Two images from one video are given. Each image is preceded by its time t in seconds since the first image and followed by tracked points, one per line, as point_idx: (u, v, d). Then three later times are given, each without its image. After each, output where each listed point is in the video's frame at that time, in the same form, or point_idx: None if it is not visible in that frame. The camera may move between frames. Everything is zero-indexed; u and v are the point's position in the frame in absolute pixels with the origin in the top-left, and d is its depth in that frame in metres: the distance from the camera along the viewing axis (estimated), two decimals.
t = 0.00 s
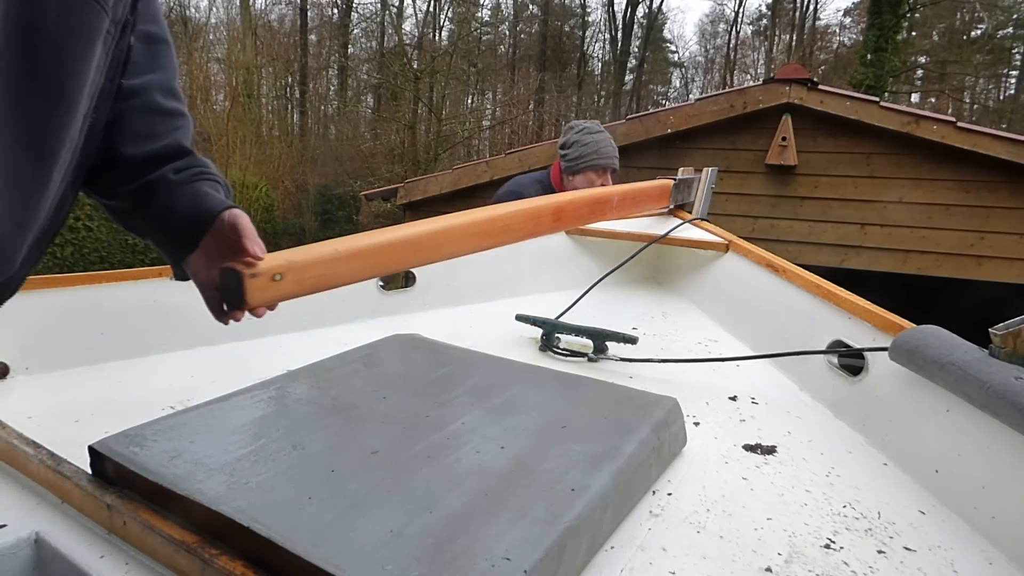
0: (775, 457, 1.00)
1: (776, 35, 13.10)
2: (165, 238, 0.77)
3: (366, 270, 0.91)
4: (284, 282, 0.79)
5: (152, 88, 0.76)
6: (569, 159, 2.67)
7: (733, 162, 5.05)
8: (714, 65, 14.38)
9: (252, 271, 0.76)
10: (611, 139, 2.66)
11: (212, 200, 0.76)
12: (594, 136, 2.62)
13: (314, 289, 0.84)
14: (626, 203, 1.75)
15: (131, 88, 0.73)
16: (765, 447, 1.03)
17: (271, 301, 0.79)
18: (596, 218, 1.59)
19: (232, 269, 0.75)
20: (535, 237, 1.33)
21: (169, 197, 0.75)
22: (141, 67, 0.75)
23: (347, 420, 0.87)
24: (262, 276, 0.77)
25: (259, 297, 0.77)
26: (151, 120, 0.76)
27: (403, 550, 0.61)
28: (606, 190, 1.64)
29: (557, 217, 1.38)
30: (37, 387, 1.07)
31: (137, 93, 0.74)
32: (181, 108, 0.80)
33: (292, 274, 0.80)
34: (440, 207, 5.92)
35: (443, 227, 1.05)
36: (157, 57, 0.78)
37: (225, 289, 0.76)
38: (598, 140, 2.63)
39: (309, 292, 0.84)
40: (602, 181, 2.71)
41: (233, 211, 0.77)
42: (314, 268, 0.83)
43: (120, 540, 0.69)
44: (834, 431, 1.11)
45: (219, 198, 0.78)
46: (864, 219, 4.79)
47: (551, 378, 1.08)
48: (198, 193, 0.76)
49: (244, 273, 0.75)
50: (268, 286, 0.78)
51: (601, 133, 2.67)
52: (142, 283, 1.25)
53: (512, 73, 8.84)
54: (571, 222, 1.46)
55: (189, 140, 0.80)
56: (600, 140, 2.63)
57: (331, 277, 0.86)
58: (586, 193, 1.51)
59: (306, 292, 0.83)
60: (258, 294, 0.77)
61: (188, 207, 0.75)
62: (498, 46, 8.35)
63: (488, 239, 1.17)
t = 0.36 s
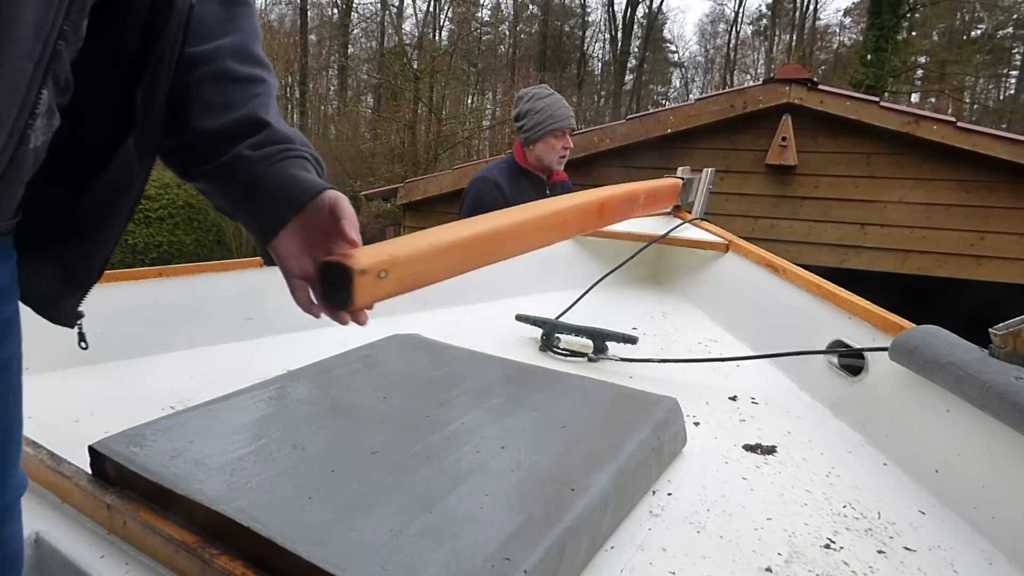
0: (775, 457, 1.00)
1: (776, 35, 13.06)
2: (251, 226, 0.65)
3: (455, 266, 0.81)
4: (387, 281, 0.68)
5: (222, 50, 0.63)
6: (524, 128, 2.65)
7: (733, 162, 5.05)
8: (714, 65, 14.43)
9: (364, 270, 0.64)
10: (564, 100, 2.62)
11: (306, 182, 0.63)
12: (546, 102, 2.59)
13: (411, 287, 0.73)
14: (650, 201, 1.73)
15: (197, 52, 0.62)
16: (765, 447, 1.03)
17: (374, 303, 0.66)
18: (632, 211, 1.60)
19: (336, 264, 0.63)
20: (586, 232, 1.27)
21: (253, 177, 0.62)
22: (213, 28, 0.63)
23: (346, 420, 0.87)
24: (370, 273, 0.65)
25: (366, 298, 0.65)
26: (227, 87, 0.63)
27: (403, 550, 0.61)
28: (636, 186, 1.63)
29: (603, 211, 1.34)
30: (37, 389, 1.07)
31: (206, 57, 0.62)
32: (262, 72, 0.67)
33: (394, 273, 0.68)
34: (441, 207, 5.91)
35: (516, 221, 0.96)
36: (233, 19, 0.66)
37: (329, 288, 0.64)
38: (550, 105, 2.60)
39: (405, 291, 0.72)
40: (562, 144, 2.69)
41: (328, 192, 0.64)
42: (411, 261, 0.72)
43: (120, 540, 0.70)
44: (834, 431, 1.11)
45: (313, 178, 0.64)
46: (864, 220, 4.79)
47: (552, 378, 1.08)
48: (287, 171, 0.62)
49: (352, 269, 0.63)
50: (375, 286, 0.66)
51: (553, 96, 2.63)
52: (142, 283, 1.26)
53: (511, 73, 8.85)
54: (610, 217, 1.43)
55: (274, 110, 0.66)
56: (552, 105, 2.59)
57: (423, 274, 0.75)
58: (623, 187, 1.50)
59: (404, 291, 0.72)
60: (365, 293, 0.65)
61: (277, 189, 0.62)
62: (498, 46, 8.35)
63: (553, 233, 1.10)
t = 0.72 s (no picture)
0: (775, 457, 1.00)
1: (776, 35, 13.05)
2: (325, 248, 0.63)
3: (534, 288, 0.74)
4: (476, 312, 0.61)
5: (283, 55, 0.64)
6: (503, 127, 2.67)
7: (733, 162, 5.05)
8: (714, 65, 14.45)
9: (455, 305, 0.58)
10: (542, 98, 2.61)
11: (380, 200, 0.62)
12: (523, 100, 2.59)
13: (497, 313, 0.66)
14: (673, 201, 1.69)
15: (256, 61, 0.63)
16: (765, 447, 1.03)
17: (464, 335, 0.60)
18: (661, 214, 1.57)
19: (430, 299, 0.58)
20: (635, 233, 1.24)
21: (326, 193, 0.61)
22: (271, 30, 0.65)
23: (346, 420, 0.87)
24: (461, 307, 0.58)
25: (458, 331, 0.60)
26: (289, 93, 0.63)
27: (403, 550, 0.61)
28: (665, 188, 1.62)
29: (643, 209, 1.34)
30: (37, 389, 1.07)
31: (270, 68, 0.63)
32: (321, 75, 0.67)
33: (484, 305, 0.62)
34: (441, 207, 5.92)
35: (581, 234, 0.89)
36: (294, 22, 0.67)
37: (417, 322, 0.58)
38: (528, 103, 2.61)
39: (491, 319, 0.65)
40: (544, 142, 2.69)
41: (404, 211, 0.63)
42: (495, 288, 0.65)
43: (120, 540, 0.70)
44: (834, 431, 1.11)
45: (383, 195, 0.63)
46: (864, 220, 4.79)
47: (553, 378, 1.07)
48: (356, 188, 0.62)
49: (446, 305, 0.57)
50: (466, 320, 0.60)
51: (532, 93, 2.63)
52: (145, 283, 1.28)
53: (511, 73, 8.85)
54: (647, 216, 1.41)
55: (336, 114, 0.66)
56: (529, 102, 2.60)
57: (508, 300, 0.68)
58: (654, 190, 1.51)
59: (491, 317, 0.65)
60: (457, 330, 0.59)
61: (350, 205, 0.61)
62: (498, 46, 8.34)
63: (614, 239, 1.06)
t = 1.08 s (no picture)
0: (775, 457, 1.00)
1: (776, 35, 13.07)
2: (343, 252, 0.64)
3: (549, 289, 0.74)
4: (496, 316, 0.61)
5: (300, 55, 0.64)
6: (499, 117, 2.69)
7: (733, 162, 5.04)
8: (714, 65, 14.45)
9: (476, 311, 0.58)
10: (537, 86, 2.63)
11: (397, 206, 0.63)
12: (517, 88, 2.62)
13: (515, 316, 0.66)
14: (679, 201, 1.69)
15: (271, 63, 0.62)
16: (765, 447, 1.03)
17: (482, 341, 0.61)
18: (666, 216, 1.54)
19: (450, 302, 0.58)
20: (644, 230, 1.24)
21: (341, 197, 0.61)
22: (285, 31, 0.64)
23: (346, 420, 0.87)
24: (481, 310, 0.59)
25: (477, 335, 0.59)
26: (304, 94, 0.63)
27: (403, 550, 0.61)
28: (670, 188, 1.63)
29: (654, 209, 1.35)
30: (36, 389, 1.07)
31: (287, 69, 0.63)
32: (338, 76, 0.67)
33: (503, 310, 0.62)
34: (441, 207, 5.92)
35: (592, 235, 0.89)
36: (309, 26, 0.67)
37: (436, 327, 0.58)
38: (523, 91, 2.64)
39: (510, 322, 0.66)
40: (539, 131, 2.70)
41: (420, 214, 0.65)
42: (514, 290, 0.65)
43: (120, 540, 0.70)
44: (834, 431, 1.11)
45: (398, 199, 0.64)
46: (864, 220, 4.79)
47: (553, 378, 1.07)
48: (373, 191, 0.62)
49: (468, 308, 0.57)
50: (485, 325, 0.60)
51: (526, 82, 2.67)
52: (147, 283, 1.28)
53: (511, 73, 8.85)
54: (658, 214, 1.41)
55: (351, 116, 0.66)
56: (522, 90, 2.63)
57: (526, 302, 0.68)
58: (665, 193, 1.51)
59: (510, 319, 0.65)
60: (476, 336, 0.58)
61: (367, 213, 0.62)
62: (498, 46, 8.34)
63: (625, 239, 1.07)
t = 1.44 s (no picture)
0: (775, 457, 1.00)
1: (776, 35, 13.09)
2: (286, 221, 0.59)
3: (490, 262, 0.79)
4: (422, 271, 0.64)
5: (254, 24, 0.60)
6: (508, 118, 2.69)
7: (734, 162, 5.04)
8: (714, 65, 14.45)
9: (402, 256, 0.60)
10: (548, 88, 2.62)
11: (343, 172, 0.57)
12: (528, 90, 2.61)
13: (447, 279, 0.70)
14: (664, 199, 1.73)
15: (222, 34, 0.58)
16: (765, 447, 1.03)
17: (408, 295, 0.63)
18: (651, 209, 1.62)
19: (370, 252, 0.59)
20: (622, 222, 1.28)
21: (286, 165, 0.56)
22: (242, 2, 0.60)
23: (346, 420, 0.87)
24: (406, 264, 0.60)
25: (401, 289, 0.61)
26: (256, 62, 0.58)
27: (403, 550, 0.61)
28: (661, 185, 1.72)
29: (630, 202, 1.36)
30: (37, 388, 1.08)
31: (237, 35, 0.58)
32: (295, 45, 0.62)
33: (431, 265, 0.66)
34: (441, 207, 5.92)
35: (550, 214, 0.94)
36: None
37: (363, 269, 0.59)
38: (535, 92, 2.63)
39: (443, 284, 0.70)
40: (548, 133, 2.71)
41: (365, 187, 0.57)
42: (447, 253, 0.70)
43: (121, 540, 0.70)
44: (834, 431, 1.11)
45: (350, 168, 0.58)
46: (864, 220, 4.79)
47: (553, 378, 1.07)
48: (322, 160, 0.56)
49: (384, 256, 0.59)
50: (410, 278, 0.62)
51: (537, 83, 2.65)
52: (148, 283, 1.28)
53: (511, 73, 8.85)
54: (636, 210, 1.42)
55: (306, 83, 0.61)
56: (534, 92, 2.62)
57: (460, 268, 0.73)
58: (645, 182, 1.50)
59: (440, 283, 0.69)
60: (400, 287, 0.61)
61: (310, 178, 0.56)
62: (498, 46, 8.33)
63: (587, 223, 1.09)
